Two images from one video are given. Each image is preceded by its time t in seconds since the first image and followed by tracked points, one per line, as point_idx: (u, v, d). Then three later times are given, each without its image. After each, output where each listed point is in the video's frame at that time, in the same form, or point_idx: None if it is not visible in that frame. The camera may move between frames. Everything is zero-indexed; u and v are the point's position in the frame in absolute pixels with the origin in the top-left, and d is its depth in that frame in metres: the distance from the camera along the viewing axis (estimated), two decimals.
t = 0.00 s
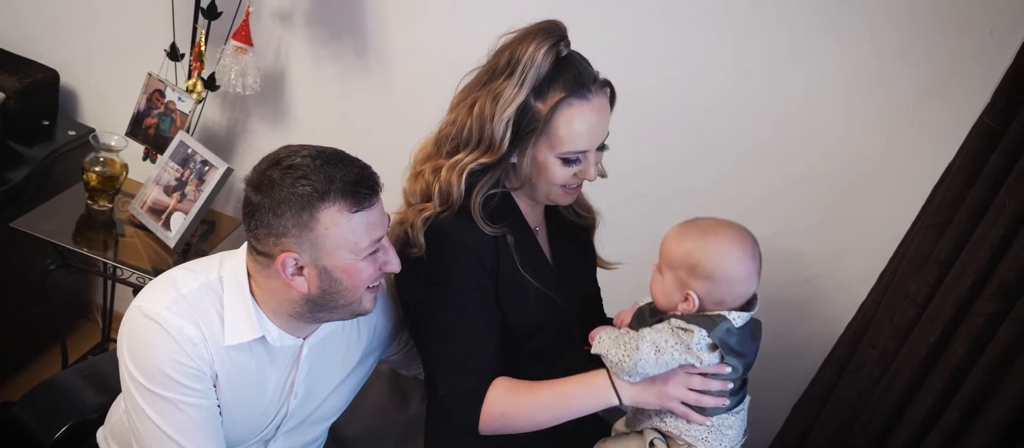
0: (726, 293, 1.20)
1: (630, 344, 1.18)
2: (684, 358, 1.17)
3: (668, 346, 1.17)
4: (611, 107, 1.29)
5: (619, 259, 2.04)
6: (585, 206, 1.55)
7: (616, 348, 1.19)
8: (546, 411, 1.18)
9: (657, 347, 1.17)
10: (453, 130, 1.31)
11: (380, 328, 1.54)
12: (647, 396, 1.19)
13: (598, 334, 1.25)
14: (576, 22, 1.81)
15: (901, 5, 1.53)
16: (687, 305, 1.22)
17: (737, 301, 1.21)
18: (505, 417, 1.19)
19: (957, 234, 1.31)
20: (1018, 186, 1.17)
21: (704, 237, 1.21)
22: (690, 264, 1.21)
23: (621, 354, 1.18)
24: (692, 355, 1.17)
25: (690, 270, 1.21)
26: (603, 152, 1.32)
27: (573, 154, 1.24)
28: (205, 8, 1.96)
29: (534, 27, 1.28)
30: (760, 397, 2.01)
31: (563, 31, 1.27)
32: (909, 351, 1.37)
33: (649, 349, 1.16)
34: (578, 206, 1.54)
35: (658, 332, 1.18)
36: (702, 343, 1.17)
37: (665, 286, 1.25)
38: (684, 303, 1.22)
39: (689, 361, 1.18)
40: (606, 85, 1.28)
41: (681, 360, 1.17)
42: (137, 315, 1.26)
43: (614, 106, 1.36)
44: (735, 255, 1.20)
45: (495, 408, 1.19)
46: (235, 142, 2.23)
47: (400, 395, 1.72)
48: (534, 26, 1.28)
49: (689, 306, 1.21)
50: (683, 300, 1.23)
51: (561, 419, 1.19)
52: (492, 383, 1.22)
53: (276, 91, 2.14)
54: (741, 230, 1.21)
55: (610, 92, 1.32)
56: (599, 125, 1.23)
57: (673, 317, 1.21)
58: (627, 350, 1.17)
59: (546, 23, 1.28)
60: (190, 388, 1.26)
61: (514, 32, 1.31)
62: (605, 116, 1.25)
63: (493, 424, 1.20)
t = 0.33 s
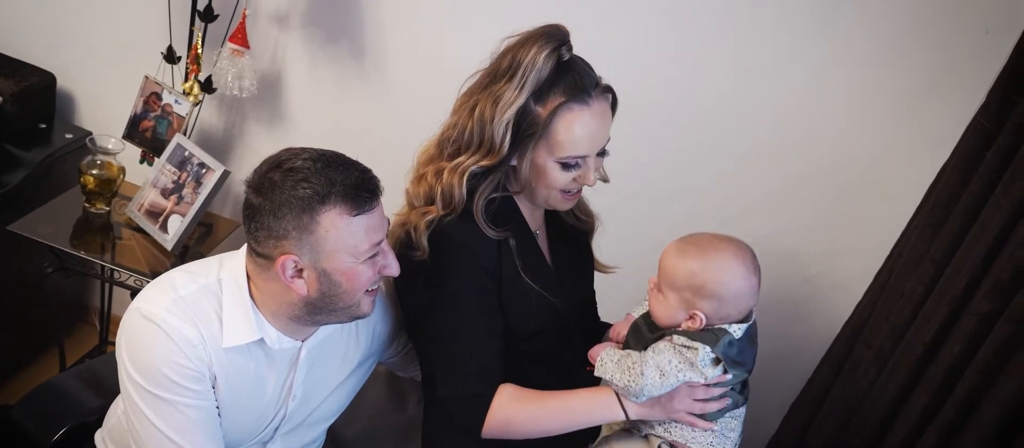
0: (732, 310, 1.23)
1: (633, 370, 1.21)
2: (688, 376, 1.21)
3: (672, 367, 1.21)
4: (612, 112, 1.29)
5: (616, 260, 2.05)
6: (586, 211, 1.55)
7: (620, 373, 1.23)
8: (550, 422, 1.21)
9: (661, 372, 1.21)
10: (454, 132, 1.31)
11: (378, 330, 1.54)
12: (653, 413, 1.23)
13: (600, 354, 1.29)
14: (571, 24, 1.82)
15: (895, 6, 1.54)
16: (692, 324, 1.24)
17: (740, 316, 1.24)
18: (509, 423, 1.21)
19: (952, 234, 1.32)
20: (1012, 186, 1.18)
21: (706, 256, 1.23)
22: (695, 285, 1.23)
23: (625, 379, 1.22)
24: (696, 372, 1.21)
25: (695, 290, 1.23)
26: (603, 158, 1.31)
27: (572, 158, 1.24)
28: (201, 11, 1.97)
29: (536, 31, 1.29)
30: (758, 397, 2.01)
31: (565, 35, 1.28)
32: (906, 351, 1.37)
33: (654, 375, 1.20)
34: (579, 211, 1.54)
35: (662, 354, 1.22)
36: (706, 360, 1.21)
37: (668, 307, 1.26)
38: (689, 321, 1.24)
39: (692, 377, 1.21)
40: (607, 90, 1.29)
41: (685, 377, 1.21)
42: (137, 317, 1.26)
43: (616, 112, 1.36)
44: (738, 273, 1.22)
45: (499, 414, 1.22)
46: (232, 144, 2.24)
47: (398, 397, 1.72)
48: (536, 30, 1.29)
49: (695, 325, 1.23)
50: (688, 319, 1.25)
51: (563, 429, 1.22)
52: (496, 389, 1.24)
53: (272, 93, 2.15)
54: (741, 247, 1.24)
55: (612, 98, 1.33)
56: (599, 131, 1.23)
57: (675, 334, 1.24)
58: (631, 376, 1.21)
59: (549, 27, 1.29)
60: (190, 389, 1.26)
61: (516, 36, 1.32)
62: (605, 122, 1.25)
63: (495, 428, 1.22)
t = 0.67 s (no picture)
0: (730, 329, 1.25)
1: (633, 392, 1.23)
2: (686, 396, 1.24)
3: (671, 388, 1.23)
4: (610, 120, 1.30)
5: (612, 261, 2.06)
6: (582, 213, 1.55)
7: (619, 394, 1.25)
8: (549, 433, 1.24)
9: (661, 393, 1.23)
10: (453, 136, 1.31)
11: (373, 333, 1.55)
12: (651, 429, 1.26)
13: (597, 373, 1.31)
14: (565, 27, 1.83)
15: (887, 7, 1.55)
16: (689, 341, 1.26)
17: (737, 335, 1.27)
18: (507, 429, 1.24)
19: (944, 233, 1.33)
20: (1003, 185, 1.20)
21: (706, 277, 1.26)
22: (695, 305, 1.25)
23: (626, 400, 1.24)
24: (694, 392, 1.24)
25: (694, 310, 1.25)
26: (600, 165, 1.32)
27: (569, 165, 1.24)
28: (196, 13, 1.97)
29: (535, 37, 1.29)
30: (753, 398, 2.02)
31: (564, 41, 1.28)
32: (899, 351, 1.38)
33: (654, 397, 1.23)
34: (576, 213, 1.55)
35: (660, 374, 1.24)
36: (704, 379, 1.24)
37: (667, 324, 1.28)
38: (687, 339, 1.27)
39: (690, 396, 1.24)
40: (606, 97, 1.29)
41: (684, 398, 1.24)
42: (132, 320, 1.26)
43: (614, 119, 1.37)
44: (738, 293, 1.25)
45: (498, 420, 1.24)
46: (227, 147, 2.24)
47: (393, 400, 1.73)
48: (536, 36, 1.29)
49: (692, 343, 1.26)
50: (685, 336, 1.27)
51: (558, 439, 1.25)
52: (496, 395, 1.26)
53: (267, 95, 2.15)
54: (740, 267, 1.26)
55: (610, 106, 1.33)
56: (596, 139, 1.24)
57: (672, 353, 1.26)
58: (631, 397, 1.23)
59: (548, 33, 1.29)
60: (185, 392, 1.27)
61: (515, 40, 1.32)
62: (603, 129, 1.26)
63: (493, 432, 1.24)
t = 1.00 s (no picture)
0: (732, 336, 1.27)
1: (629, 403, 1.25)
2: (681, 407, 1.26)
3: (666, 399, 1.26)
4: (603, 131, 1.30)
5: (604, 262, 2.07)
6: (575, 217, 1.56)
7: (615, 405, 1.27)
8: (541, 438, 1.25)
9: (655, 404, 1.25)
10: (447, 142, 1.31)
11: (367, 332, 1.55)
12: (644, 440, 1.28)
13: (592, 382, 1.33)
14: (557, 28, 1.84)
15: (875, 9, 1.58)
16: (692, 352, 1.28)
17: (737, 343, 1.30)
18: (498, 432, 1.24)
19: (933, 233, 1.35)
20: (992, 184, 1.21)
21: (707, 288, 1.27)
22: (698, 318, 1.26)
23: (621, 410, 1.26)
24: (688, 402, 1.27)
25: (698, 323, 1.26)
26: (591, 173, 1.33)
27: (559, 175, 1.25)
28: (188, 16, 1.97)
29: (532, 46, 1.29)
30: (747, 398, 2.03)
31: (561, 52, 1.28)
32: (889, 350, 1.40)
33: (649, 407, 1.25)
34: (569, 217, 1.55)
35: (655, 386, 1.26)
36: (698, 389, 1.27)
37: (668, 338, 1.29)
38: (689, 350, 1.28)
39: (684, 407, 1.27)
40: (600, 109, 1.29)
41: (678, 409, 1.27)
42: (125, 329, 1.27)
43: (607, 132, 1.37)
44: (739, 302, 1.26)
45: (491, 423, 1.24)
46: (219, 150, 2.24)
47: (387, 401, 1.73)
48: (532, 45, 1.29)
49: (696, 354, 1.28)
50: (687, 347, 1.29)
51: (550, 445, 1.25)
52: (490, 398, 1.26)
53: (260, 98, 2.15)
54: (739, 273, 1.27)
55: (605, 118, 1.33)
56: (587, 150, 1.25)
57: (667, 363, 1.29)
58: (627, 408, 1.25)
59: (544, 43, 1.29)
60: (178, 401, 1.27)
61: (512, 48, 1.33)
62: (595, 140, 1.26)
63: (485, 435, 1.25)
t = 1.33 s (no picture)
0: (732, 354, 1.29)
1: (625, 413, 1.27)
2: (673, 422, 1.29)
3: (661, 413, 1.27)
4: (594, 136, 1.31)
5: (599, 262, 2.08)
6: (569, 218, 1.57)
7: (612, 415, 1.27)
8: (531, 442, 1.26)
9: (651, 417, 1.27)
10: (438, 144, 1.32)
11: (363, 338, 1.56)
12: None
13: (590, 388, 1.34)
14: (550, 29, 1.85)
15: (865, 9, 1.59)
16: (697, 370, 1.30)
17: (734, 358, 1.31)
18: (489, 433, 1.26)
19: (925, 233, 1.37)
20: (983, 183, 1.23)
21: (710, 313, 1.28)
22: (704, 342, 1.27)
23: (619, 420, 1.27)
24: (681, 418, 1.29)
25: (703, 346, 1.27)
26: (582, 177, 1.34)
27: (549, 179, 1.26)
28: (180, 18, 1.97)
29: (524, 49, 1.30)
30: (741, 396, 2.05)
31: (552, 56, 1.29)
32: (881, 349, 1.41)
33: (644, 420, 1.26)
34: (562, 217, 1.56)
35: (651, 399, 1.28)
36: (692, 405, 1.29)
37: (673, 361, 1.30)
38: (694, 368, 1.30)
39: (677, 422, 1.29)
40: (591, 114, 1.29)
41: (671, 423, 1.29)
42: (121, 340, 1.26)
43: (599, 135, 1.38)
44: (741, 322, 1.28)
45: (481, 423, 1.26)
46: (213, 151, 2.24)
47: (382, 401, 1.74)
48: (524, 49, 1.30)
49: (702, 372, 1.29)
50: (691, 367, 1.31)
51: None
52: (482, 400, 1.28)
53: (253, 100, 2.15)
54: (739, 293, 1.29)
55: (596, 122, 1.34)
56: (578, 155, 1.26)
57: (662, 380, 1.31)
58: (623, 418, 1.27)
59: (535, 47, 1.30)
60: (174, 414, 1.28)
61: (504, 51, 1.33)
62: (586, 145, 1.27)
63: (476, 436, 1.26)
